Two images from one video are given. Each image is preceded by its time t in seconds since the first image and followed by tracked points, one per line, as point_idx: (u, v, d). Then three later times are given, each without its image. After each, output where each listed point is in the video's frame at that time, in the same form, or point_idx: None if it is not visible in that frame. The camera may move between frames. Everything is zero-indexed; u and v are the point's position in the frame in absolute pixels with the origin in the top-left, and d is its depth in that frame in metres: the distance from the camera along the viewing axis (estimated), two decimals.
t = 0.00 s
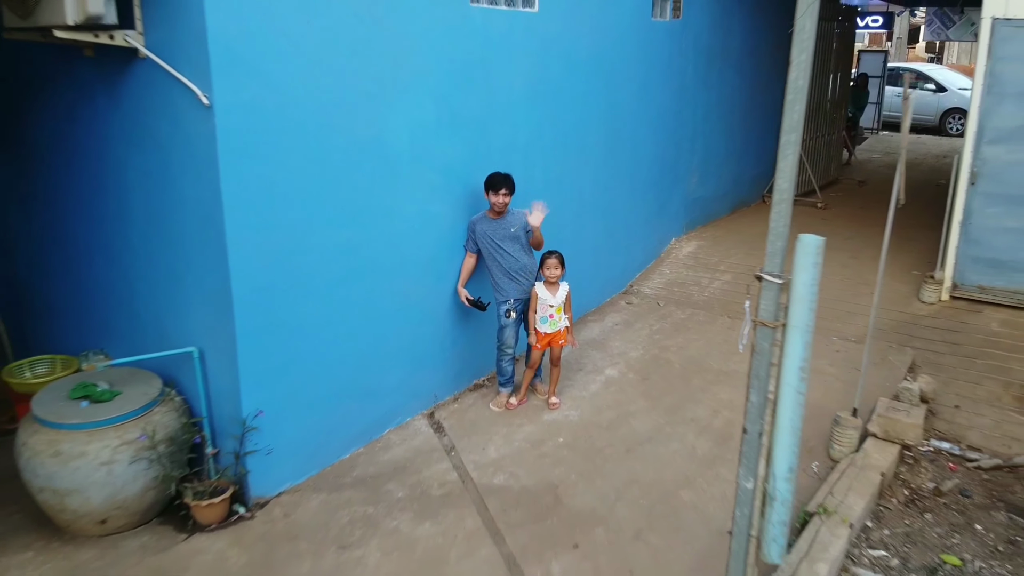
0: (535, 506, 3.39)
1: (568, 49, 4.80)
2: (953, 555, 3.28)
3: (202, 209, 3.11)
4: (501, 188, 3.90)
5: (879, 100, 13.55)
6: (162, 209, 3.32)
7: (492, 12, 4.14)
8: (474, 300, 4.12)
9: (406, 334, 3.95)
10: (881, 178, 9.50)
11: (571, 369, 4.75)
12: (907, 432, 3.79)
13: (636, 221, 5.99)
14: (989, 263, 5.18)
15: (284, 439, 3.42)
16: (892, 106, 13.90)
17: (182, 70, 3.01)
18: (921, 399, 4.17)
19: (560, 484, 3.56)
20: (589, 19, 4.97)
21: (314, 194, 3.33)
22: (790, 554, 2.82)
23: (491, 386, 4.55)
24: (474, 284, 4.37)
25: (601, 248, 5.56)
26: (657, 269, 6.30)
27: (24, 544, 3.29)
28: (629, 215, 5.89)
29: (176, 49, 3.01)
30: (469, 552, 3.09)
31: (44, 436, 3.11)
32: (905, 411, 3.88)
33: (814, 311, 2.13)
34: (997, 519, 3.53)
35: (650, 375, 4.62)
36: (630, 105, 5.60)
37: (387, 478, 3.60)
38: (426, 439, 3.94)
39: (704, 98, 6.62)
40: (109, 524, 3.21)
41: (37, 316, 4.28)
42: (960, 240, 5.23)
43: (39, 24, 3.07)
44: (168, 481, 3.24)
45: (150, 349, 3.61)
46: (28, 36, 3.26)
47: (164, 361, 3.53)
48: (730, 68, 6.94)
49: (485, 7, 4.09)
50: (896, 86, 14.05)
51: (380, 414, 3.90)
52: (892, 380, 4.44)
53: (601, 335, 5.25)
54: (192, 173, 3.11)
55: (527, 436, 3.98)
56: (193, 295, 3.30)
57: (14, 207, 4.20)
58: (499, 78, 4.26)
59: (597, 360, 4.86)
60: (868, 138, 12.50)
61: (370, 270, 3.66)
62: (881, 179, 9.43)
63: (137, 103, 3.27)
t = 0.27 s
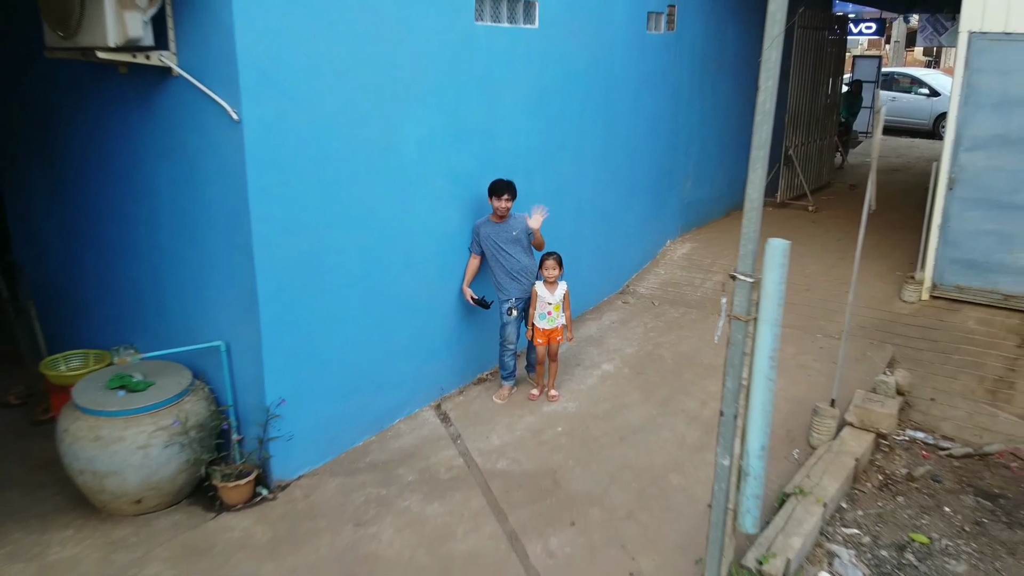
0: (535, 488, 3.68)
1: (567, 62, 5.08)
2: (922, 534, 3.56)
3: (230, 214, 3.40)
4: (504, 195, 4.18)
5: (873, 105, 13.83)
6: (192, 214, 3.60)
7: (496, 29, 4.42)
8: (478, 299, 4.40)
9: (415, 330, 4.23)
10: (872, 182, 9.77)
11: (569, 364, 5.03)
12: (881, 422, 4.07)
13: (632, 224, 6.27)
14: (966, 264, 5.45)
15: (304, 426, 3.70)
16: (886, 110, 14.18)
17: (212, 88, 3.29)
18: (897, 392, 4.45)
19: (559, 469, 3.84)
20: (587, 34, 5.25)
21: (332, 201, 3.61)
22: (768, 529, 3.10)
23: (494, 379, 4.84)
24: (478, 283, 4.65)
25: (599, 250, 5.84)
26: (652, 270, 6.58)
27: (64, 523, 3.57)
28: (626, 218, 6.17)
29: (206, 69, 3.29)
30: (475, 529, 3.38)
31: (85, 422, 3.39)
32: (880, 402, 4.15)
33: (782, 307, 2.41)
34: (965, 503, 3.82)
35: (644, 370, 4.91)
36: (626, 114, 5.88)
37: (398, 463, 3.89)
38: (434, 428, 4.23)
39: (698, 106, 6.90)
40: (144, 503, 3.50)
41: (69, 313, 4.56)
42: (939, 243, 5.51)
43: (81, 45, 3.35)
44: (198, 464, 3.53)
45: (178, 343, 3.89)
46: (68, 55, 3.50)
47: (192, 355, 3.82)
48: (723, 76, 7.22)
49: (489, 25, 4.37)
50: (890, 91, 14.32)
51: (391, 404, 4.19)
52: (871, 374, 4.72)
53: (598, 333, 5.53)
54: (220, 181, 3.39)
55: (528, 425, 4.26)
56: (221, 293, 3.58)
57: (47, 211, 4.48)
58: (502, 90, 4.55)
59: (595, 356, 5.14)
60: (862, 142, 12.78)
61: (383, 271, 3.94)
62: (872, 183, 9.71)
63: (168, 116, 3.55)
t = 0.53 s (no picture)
0: (534, 473, 3.98)
1: (565, 75, 5.38)
2: (891, 515, 3.85)
3: (254, 220, 3.70)
4: (504, 200, 4.48)
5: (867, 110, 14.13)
6: (217, 219, 3.90)
7: (498, 45, 4.73)
8: (481, 298, 4.70)
9: (422, 327, 4.53)
10: (863, 186, 10.07)
11: (567, 360, 5.33)
12: (856, 412, 4.36)
13: (628, 227, 6.57)
14: (943, 266, 5.79)
15: (321, 415, 4.01)
16: (880, 115, 14.47)
17: (238, 104, 3.59)
18: (873, 385, 4.75)
19: (556, 455, 4.14)
20: (584, 48, 5.56)
21: (346, 207, 3.92)
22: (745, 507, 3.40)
23: (496, 373, 5.14)
24: (481, 283, 4.95)
25: (595, 252, 6.13)
26: (647, 271, 6.87)
27: (99, 504, 3.87)
28: (622, 222, 6.47)
29: (232, 87, 3.59)
30: (478, 508, 3.68)
31: (120, 410, 3.69)
32: (855, 394, 4.44)
33: (753, 303, 2.71)
34: (933, 487, 4.10)
35: (637, 365, 5.20)
36: (622, 123, 6.18)
37: (407, 450, 4.19)
38: (439, 419, 4.53)
39: (691, 114, 7.21)
40: (173, 485, 3.80)
41: (97, 311, 4.87)
42: (917, 246, 5.85)
43: (116, 64, 3.66)
44: (223, 449, 3.84)
45: (202, 339, 4.20)
46: (104, 73, 3.78)
47: (216, 349, 4.12)
48: (715, 85, 7.53)
49: (491, 42, 4.68)
50: (884, 96, 14.62)
51: (400, 396, 4.49)
52: (851, 369, 5.01)
53: (595, 330, 5.83)
54: (245, 189, 3.69)
55: (527, 416, 4.56)
56: (244, 292, 3.89)
57: (78, 216, 4.79)
58: (504, 102, 4.85)
59: (591, 352, 5.44)
60: (856, 147, 13.07)
61: (393, 271, 4.24)
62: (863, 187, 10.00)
63: (196, 128, 3.85)
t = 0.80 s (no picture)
0: (532, 459, 4.29)
1: (562, 87, 5.71)
2: (862, 498, 4.16)
3: (274, 225, 4.02)
4: (505, 206, 4.80)
5: (859, 115, 14.45)
6: (239, 224, 4.22)
7: (498, 61, 5.05)
8: (482, 298, 5.02)
9: (427, 324, 4.85)
10: (853, 190, 10.38)
11: (564, 356, 5.65)
12: (832, 404, 4.70)
13: (623, 230, 6.88)
14: (921, 268, 6.15)
15: (334, 405, 4.33)
16: (874, 120, 14.78)
17: (260, 118, 3.91)
18: (850, 379, 5.08)
19: (552, 443, 4.46)
20: (580, 61, 5.88)
21: (358, 213, 4.24)
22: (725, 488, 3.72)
23: (497, 369, 5.46)
24: (483, 284, 5.27)
25: (592, 254, 6.45)
26: (641, 272, 7.19)
27: (129, 487, 4.19)
28: (617, 225, 6.78)
29: (254, 103, 3.90)
30: (480, 491, 4.00)
31: (151, 400, 4.02)
32: (831, 386, 4.77)
33: (727, 301, 3.03)
34: (903, 473, 4.41)
35: (629, 361, 5.52)
36: (617, 132, 6.50)
37: (414, 438, 4.51)
38: (444, 410, 4.85)
39: (684, 122, 7.53)
40: (198, 470, 4.12)
41: (122, 310, 5.19)
42: (896, 248, 6.21)
43: (147, 82, 3.97)
44: (245, 436, 4.16)
45: (224, 335, 4.52)
46: (136, 89, 4.10)
47: (237, 345, 4.44)
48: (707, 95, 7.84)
49: (493, 58, 5.00)
50: (878, 101, 14.93)
51: (407, 389, 4.81)
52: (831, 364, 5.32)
53: (590, 329, 6.14)
54: (265, 196, 4.01)
55: (526, 408, 4.88)
56: (263, 292, 4.21)
57: (105, 220, 5.10)
58: (504, 114, 5.17)
59: (586, 349, 5.75)
60: (849, 151, 13.38)
61: (400, 272, 4.56)
62: (853, 191, 10.32)
63: (219, 139, 4.17)
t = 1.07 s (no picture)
0: (529, 446, 4.63)
1: (558, 99, 6.05)
2: (835, 482, 4.49)
3: (290, 229, 4.35)
4: (504, 211, 5.13)
5: (851, 120, 14.79)
6: (257, 228, 4.55)
7: (497, 75, 5.40)
8: (483, 297, 5.35)
9: (431, 322, 5.19)
10: (841, 194, 10.73)
11: (559, 352, 5.99)
12: (808, 396, 5.04)
13: (616, 234, 7.22)
14: (898, 269, 6.52)
15: (346, 396, 4.67)
16: (865, 125, 15.13)
17: (278, 131, 4.24)
18: (828, 374, 5.41)
19: (548, 432, 4.79)
20: (576, 74, 6.23)
21: (368, 218, 4.58)
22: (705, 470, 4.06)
23: (496, 364, 5.80)
24: (483, 284, 5.60)
25: (587, 256, 6.79)
26: (634, 274, 7.52)
27: (155, 471, 4.52)
28: (611, 229, 7.12)
29: (273, 117, 4.24)
30: (481, 474, 4.33)
31: (177, 390, 4.35)
32: (808, 379, 5.11)
33: (703, 298, 3.37)
34: (874, 460, 4.74)
35: (621, 357, 5.86)
36: (611, 140, 6.84)
37: (419, 428, 4.84)
38: (447, 402, 5.18)
39: (675, 130, 7.86)
40: (220, 456, 4.45)
41: (144, 308, 5.52)
42: (875, 251, 6.58)
43: (175, 98, 4.30)
44: (263, 425, 4.49)
45: (242, 331, 4.85)
46: (163, 104, 4.43)
47: (254, 340, 4.78)
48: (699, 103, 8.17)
49: (492, 72, 5.35)
50: (869, 106, 15.27)
51: (412, 382, 5.14)
52: (811, 360, 5.66)
53: (585, 327, 6.48)
54: (282, 203, 4.35)
55: (523, 400, 5.22)
56: (280, 291, 4.54)
57: (127, 224, 5.43)
58: (503, 125, 5.51)
59: (581, 346, 6.09)
60: (840, 155, 13.72)
61: (406, 273, 4.90)
62: (841, 195, 10.66)
63: (238, 150, 4.50)
